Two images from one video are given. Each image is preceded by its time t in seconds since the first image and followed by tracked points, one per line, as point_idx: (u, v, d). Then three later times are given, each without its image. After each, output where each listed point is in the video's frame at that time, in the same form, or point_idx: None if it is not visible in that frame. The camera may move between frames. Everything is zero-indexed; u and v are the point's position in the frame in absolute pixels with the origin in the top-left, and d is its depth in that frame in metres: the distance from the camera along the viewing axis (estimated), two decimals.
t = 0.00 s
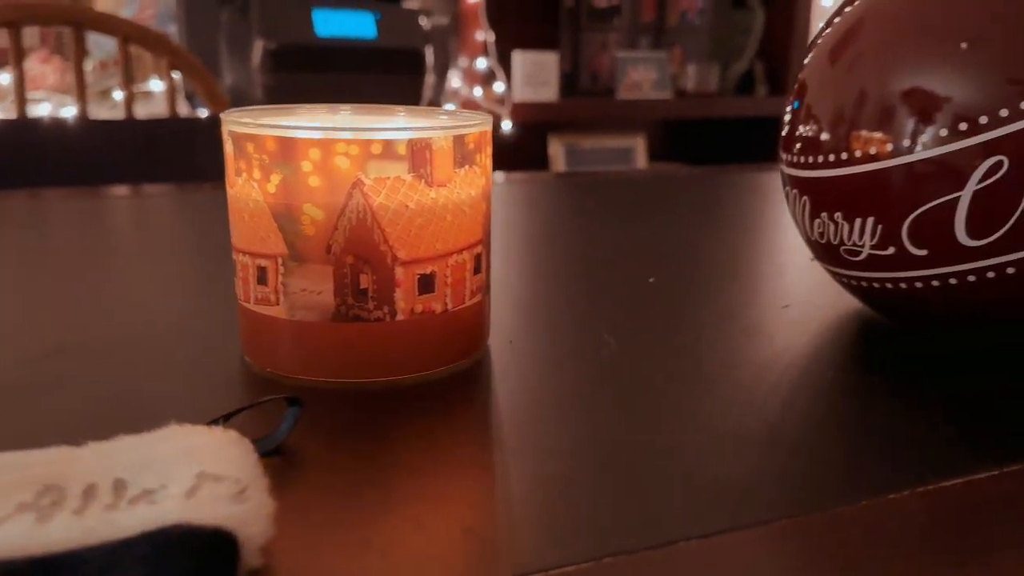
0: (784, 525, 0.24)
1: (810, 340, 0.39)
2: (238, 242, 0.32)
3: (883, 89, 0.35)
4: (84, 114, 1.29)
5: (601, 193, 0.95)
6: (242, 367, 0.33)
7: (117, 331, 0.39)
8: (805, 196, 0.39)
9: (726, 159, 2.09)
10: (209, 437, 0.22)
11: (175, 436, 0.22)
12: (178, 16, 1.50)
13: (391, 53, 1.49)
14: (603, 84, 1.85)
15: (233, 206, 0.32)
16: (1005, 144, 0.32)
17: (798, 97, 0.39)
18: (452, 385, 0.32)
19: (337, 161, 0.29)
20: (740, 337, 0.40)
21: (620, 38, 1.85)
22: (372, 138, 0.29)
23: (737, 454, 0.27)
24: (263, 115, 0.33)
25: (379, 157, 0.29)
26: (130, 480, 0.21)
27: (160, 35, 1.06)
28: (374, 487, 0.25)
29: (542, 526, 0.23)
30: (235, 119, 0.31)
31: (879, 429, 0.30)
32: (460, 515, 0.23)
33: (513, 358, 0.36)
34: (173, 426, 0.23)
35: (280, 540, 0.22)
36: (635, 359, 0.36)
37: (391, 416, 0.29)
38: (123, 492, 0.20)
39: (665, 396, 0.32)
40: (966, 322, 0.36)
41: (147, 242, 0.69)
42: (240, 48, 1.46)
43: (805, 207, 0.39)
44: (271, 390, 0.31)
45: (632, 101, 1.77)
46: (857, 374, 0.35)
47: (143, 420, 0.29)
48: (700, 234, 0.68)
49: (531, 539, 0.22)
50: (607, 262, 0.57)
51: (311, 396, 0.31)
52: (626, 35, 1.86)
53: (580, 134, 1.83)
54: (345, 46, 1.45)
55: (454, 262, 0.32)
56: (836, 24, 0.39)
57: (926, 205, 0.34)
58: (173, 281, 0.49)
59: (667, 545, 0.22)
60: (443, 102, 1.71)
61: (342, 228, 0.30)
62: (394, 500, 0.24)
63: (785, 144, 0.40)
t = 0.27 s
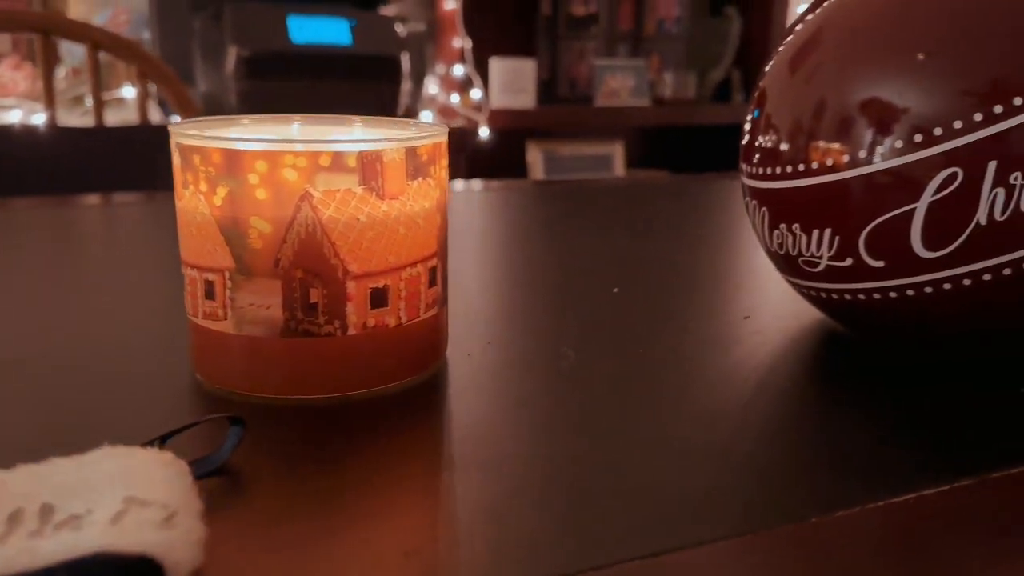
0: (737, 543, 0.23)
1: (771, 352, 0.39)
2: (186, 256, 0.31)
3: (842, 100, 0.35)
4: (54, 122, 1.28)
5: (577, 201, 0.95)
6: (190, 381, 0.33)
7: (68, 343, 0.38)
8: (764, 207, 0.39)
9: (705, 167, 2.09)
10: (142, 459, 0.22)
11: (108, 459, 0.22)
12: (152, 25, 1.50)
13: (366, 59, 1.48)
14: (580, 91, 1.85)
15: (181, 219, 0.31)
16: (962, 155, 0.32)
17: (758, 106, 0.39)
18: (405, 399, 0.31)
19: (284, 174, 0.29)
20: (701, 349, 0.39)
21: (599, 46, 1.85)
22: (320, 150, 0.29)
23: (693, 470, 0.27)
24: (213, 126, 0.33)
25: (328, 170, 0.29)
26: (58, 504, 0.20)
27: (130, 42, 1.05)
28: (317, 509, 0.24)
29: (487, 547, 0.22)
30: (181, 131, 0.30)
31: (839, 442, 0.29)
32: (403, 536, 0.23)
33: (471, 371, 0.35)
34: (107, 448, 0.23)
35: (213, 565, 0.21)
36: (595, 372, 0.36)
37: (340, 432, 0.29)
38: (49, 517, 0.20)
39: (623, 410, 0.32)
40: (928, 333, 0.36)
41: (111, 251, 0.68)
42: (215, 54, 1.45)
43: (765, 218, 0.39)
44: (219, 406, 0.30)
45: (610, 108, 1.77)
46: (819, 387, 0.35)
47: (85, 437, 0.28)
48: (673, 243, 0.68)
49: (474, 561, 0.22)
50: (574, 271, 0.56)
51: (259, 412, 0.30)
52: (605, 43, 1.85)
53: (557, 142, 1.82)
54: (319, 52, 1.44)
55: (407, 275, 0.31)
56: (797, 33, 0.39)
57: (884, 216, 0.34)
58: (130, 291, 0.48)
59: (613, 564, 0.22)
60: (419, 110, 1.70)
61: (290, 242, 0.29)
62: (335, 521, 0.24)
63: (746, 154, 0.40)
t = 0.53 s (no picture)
0: (679, 562, 0.23)
1: (728, 365, 0.39)
2: (132, 272, 0.31)
3: (795, 114, 0.35)
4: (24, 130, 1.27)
5: (551, 211, 0.94)
6: (137, 396, 0.32)
7: (16, 355, 0.38)
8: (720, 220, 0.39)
9: (683, 175, 2.10)
10: (73, 483, 0.21)
11: (39, 482, 0.21)
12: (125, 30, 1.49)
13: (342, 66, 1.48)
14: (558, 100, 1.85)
15: (126, 236, 0.31)
16: (912, 170, 0.32)
17: (715, 118, 0.39)
18: (355, 415, 0.31)
19: (229, 190, 0.28)
20: (659, 362, 0.39)
21: (575, 54, 1.87)
22: (265, 166, 0.28)
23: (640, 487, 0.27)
24: (161, 141, 0.33)
25: (273, 186, 0.29)
26: None
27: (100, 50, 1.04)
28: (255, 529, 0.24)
29: (426, 566, 0.22)
30: (126, 146, 0.30)
31: (789, 458, 0.29)
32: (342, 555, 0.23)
33: (425, 385, 0.35)
34: (38, 471, 0.22)
35: None
36: (551, 385, 0.36)
37: (286, 448, 0.28)
38: None
39: (576, 423, 0.32)
40: (882, 345, 0.36)
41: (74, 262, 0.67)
42: (187, 61, 1.44)
43: (720, 231, 0.39)
44: (164, 423, 0.30)
45: (587, 116, 1.78)
46: (774, 400, 0.35)
47: (24, 452, 0.27)
48: (643, 253, 0.67)
49: None
50: (540, 280, 0.56)
51: (204, 428, 0.30)
52: (581, 51, 1.88)
53: (535, 150, 1.82)
54: (293, 59, 1.44)
55: (357, 291, 0.31)
56: (754, 45, 0.39)
57: (836, 230, 0.34)
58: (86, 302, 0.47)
59: None
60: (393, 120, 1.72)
61: (235, 259, 0.29)
62: (273, 540, 0.23)
63: (703, 166, 0.40)
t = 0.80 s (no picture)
0: None
1: (683, 385, 0.39)
2: (83, 301, 0.31)
3: (742, 141, 0.35)
4: None
5: (524, 224, 0.95)
6: (90, 421, 0.32)
7: None
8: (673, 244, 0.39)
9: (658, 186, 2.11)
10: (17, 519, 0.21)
11: None
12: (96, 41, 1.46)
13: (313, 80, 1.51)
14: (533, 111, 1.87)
15: (78, 266, 0.31)
16: (854, 197, 0.33)
17: (669, 139, 0.40)
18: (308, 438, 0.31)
19: (177, 221, 0.29)
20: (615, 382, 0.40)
21: (551, 67, 1.86)
22: (213, 197, 0.29)
23: (585, 511, 0.27)
24: (114, 170, 0.33)
25: (221, 216, 0.29)
26: None
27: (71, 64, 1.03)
28: (200, 557, 0.24)
29: None
30: (76, 176, 0.30)
31: (734, 480, 0.30)
32: None
33: (380, 407, 0.35)
34: None
35: None
36: (504, 405, 0.36)
37: (236, 473, 0.29)
38: None
39: (527, 445, 0.32)
40: (830, 366, 0.37)
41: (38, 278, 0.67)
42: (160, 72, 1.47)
43: (673, 254, 0.39)
44: (116, 450, 0.30)
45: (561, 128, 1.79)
46: (724, 421, 0.35)
47: None
48: (610, 269, 0.68)
49: None
50: (505, 296, 0.57)
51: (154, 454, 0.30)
52: (557, 65, 1.87)
53: (512, 162, 1.83)
54: (266, 73, 1.47)
55: (308, 318, 0.31)
56: (706, 68, 0.39)
57: (782, 255, 0.34)
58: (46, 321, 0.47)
59: None
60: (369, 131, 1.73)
61: (185, 289, 0.29)
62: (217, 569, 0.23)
63: (656, 188, 0.41)
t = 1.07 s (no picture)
0: None
1: (646, 399, 0.40)
2: (43, 321, 0.31)
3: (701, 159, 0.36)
4: None
5: (504, 235, 0.95)
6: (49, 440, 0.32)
7: None
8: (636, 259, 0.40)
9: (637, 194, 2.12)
10: None
11: None
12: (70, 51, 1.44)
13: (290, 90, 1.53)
14: (512, 120, 1.88)
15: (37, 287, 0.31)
16: (808, 215, 0.33)
17: (632, 153, 0.40)
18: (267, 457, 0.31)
19: (134, 242, 0.29)
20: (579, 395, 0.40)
21: (530, 76, 1.89)
22: (170, 218, 0.29)
23: (540, 527, 0.27)
24: (75, 189, 0.33)
25: (179, 237, 0.29)
26: None
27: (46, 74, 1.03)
28: None
29: None
30: (35, 197, 0.30)
31: (690, 494, 0.30)
32: None
33: (343, 423, 0.35)
34: None
35: None
36: (468, 419, 0.36)
37: (193, 493, 0.29)
38: None
39: (487, 459, 0.32)
40: (790, 380, 0.37)
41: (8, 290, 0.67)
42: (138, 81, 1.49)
43: (636, 270, 0.40)
44: (73, 470, 0.30)
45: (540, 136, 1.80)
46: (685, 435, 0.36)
47: None
48: (583, 279, 0.68)
49: None
50: (476, 307, 0.57)
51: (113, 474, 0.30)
52: (536, 74, 1.90)
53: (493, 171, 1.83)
54: (244, 82, 1.49)
55: (267, 336, 0.31)
56: (667, 85, 0.40)
57: (740, 272, 0.35)
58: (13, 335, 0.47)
59: None
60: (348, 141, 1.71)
61: (142, 308, 0.29)
62: None
63: (620, 204, 0.41)
